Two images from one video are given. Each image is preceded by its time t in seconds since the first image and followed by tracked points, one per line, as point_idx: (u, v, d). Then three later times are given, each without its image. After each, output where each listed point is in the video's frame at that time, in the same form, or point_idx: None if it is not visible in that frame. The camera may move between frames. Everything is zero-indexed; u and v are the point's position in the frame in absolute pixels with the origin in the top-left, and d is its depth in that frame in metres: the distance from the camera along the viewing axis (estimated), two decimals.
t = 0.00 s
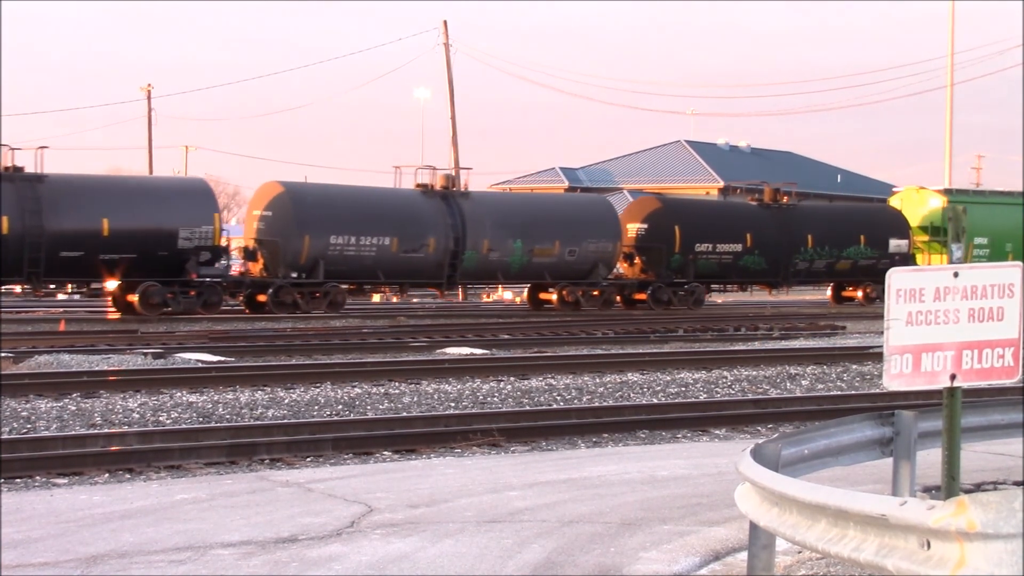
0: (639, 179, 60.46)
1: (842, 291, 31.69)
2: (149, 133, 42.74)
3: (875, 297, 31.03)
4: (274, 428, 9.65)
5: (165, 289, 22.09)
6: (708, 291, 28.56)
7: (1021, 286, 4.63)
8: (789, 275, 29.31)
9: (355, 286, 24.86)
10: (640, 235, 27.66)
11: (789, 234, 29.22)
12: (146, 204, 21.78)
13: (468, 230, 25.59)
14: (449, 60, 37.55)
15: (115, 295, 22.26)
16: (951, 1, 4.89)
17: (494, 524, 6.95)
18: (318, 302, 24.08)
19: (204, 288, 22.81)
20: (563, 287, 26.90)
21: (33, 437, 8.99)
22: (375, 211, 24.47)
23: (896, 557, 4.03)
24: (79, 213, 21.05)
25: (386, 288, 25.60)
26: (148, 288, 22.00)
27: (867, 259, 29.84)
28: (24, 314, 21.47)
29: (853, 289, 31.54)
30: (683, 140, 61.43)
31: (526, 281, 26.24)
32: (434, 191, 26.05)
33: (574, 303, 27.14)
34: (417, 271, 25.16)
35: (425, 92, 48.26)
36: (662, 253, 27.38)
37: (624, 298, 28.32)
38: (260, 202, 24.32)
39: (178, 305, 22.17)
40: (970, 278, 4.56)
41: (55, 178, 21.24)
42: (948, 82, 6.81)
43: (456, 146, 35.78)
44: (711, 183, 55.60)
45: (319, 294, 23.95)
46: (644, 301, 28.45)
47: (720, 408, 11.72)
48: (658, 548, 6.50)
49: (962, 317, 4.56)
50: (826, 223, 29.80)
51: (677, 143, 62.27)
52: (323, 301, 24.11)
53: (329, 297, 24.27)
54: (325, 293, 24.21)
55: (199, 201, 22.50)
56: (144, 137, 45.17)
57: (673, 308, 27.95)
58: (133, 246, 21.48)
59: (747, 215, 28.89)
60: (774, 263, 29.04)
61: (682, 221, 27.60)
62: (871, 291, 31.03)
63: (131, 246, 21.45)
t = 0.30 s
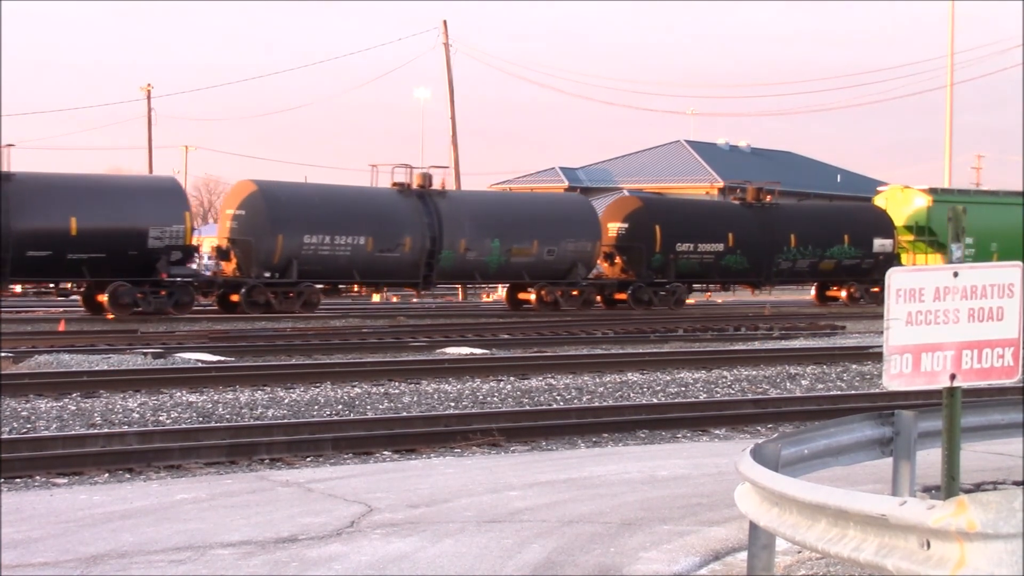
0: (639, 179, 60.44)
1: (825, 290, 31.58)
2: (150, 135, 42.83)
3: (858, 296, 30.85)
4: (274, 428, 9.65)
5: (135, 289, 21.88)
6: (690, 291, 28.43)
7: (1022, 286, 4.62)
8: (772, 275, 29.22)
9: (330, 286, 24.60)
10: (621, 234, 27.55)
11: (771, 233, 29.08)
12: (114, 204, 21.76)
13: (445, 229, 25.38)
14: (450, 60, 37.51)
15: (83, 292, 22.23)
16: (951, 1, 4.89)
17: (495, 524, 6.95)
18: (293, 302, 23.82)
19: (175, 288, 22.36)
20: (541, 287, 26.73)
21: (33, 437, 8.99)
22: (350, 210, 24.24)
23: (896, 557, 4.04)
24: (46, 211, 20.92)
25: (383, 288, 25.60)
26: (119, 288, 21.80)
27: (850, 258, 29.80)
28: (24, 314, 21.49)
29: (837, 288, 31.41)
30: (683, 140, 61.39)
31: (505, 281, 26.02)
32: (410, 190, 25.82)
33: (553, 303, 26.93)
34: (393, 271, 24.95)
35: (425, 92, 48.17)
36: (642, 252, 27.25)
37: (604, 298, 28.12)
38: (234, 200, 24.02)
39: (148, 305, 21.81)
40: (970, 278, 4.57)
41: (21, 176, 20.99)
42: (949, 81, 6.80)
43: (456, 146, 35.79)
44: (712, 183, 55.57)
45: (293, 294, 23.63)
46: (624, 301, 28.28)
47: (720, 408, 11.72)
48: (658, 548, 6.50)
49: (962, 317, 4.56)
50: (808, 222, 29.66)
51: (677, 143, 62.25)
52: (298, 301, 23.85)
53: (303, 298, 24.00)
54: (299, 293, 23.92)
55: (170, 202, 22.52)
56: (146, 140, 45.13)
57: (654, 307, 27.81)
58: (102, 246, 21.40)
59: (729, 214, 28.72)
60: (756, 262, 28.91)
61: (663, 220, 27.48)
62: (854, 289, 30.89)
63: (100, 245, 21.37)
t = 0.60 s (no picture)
0: (639, 179, 60.46)
1: (808, 290, 31.18)
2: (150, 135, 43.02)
3: (841, 296, 30.51)
4: (274, 428, 9.65)
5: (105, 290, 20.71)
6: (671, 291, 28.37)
7: (1022, 285, 4.62)
8: (755, 275, 29.08)
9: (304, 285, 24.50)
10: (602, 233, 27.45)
11: (754, 233, 28.84)
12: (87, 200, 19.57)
13: (422, 229, 25.19)
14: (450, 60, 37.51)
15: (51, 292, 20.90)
16: (949, 3, 4.91)
17: (494, 524, 6.95)
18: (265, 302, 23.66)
19: (145, 288, 21.68)
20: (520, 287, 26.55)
21: (33, 437, 8.98)
22: (325, 210, 24.01)
23: (896, 557, 4.04)
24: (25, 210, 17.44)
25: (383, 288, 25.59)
26: (86, 288, 20.56)
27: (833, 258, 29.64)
28: (23, 314, 21.55)
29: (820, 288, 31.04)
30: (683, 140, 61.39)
31: (481, 281, 25.84)
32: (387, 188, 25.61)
33: (531, 303, 26.79)
34: (367, 271, 24.80)
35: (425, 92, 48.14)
36: (623, 252, 27.12)
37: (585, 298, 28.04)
38: (205, 200, 23.57)
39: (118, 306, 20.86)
40: (970, 278, 4.57)
41: None
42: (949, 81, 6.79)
43: (456, 146, 35.82)
44: (711, 183, 55.58)
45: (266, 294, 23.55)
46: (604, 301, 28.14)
47: (720, 408, 11.72)
48: (658, 548, 6.50)
49: (962, 317, 4.56)
50: (791, 223, 29.44)
51: (677, 143, 62.25)
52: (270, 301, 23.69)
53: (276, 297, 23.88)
54: (272, 293, 23.80)
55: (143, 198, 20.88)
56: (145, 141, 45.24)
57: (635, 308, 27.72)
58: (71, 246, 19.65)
59: (711, 214, 28.53)
60: (738, 262, 28.76)
61: (644, 219, 27.34)
62: (837, 289, 30.51)
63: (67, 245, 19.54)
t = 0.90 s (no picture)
0: (639, 180, 60.47)
1: (792, 290, 31.19)
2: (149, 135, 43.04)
3: (825, 297, 30.36)
4: (274, 428, 9.66)
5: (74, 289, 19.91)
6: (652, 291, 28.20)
7: (1022, 285, 4.62)
8: (737, 275, 28.80)
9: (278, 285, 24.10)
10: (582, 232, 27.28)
11: (736, 232, 28.53)
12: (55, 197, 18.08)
13: (397, 228, 24.87)
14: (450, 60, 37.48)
15: (17, 292, 19.83)
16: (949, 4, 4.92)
17: (494, 524, 6.95)
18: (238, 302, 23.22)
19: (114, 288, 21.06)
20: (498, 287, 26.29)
21: (33, 437, 8.99)
22: (299, 208, 23.63)
23: (896, 556, 4.04)
24: None
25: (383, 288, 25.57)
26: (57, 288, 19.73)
27: (817, 257, 29.26)
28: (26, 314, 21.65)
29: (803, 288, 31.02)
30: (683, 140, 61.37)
31: (459, 281, 25.57)
32: (363, 186, 25.21)
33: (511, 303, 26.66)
34: (342, 270, 24.45)
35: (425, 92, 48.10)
36: (603, 252, 26.94)
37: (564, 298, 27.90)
38: (178, 199, 23.06)
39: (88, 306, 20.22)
40: (971, 278, 4.57)
41: None
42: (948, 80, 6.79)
43: (456, 146, 35.84)
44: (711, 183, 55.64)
45: (239, 294, 23.14)
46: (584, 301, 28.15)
47: (720, 408, 11.72)
48: (658, 548, 6.50)
49: (962, 317, 4.56)
50: (774, 222, 29.09)
51: (677, 143, 62.25)
52: (243, 301, 23.24)
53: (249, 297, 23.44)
54: (245, 293, 23.38)
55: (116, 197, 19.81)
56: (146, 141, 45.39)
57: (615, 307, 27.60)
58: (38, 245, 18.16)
59: (694, 213, 28.25)
60: (721, 262, 28.46)
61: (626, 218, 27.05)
62: (821, 289, 30.35)
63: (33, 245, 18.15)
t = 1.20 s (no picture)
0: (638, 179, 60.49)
1: (775, 291, 30.33)
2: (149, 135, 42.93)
3: (808, 297, 29.73)
4: (274, 428, 9.65)
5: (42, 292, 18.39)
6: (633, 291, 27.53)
7: (1022, 285, 4.62)
8: (719, 275, 28.20)
9: (253, 286, 23.51)
10: (560, 231, 26.57)
11: (717, 232, 27.93)
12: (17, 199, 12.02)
13: (372, 226, 24.25)
14: (449, 61, 37.43)
15: None
16: (949, 6, 4.95)
17: (494, 523, 6.95)
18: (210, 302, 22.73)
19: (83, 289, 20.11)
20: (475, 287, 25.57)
21: (33, 437, 8.98)
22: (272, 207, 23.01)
23: (896, 557, 4.03)
24: None
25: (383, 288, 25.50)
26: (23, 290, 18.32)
27: (801, 257, 28.72)
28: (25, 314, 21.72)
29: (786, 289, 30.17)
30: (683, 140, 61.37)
31: (435, 281, 24.96)
32: (337, 185, 24.56)
33: (488, 304, 25.87)
34: (317, 270, 23.84)
35: (425, 92, 48.08)
36: (583, 251, 26.25)
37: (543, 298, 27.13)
38: (149, 198, 22.30)
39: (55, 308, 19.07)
40: (970, 278, 4.57)
41: None
42: (947, 81, 6.80)
43: (456, 146, 35.85)
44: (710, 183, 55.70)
45: (211, 294, 22.64)
46: (564, 301, 27.27)
47: (719, 408, 11.71)
48: (658, 548, 6.50)
49: (962, 317, 4.56)
50: (757, 222, 28.48)
51: (677, 143, 62.26)
52: (216, 301, 22.77)
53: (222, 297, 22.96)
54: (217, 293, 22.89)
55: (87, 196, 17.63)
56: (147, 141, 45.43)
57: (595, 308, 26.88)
58: None
59: (675, 211, 27.64)
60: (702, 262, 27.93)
61: (605, 217, 26.37)
62: (804, 289, 29.65)
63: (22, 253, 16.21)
